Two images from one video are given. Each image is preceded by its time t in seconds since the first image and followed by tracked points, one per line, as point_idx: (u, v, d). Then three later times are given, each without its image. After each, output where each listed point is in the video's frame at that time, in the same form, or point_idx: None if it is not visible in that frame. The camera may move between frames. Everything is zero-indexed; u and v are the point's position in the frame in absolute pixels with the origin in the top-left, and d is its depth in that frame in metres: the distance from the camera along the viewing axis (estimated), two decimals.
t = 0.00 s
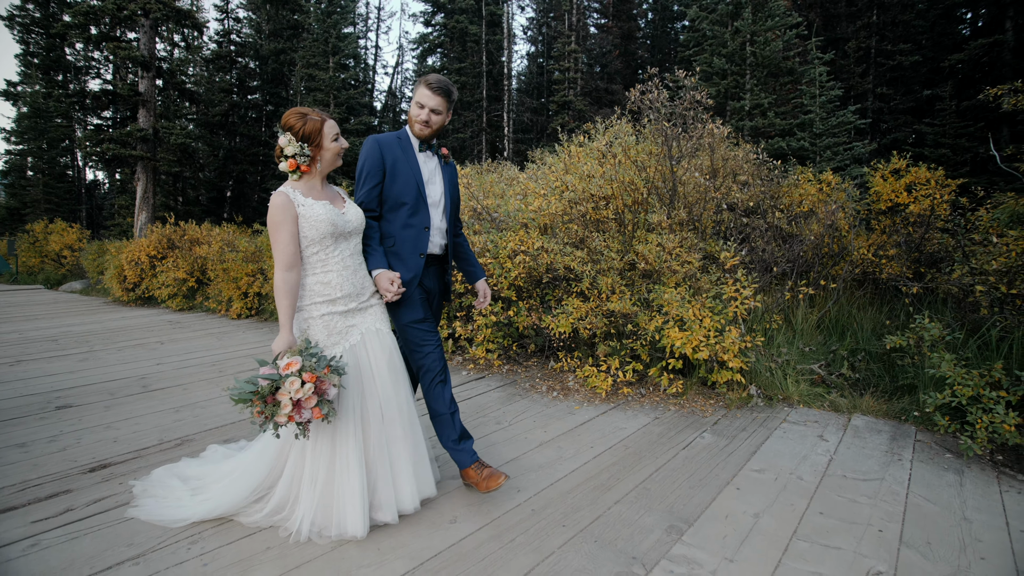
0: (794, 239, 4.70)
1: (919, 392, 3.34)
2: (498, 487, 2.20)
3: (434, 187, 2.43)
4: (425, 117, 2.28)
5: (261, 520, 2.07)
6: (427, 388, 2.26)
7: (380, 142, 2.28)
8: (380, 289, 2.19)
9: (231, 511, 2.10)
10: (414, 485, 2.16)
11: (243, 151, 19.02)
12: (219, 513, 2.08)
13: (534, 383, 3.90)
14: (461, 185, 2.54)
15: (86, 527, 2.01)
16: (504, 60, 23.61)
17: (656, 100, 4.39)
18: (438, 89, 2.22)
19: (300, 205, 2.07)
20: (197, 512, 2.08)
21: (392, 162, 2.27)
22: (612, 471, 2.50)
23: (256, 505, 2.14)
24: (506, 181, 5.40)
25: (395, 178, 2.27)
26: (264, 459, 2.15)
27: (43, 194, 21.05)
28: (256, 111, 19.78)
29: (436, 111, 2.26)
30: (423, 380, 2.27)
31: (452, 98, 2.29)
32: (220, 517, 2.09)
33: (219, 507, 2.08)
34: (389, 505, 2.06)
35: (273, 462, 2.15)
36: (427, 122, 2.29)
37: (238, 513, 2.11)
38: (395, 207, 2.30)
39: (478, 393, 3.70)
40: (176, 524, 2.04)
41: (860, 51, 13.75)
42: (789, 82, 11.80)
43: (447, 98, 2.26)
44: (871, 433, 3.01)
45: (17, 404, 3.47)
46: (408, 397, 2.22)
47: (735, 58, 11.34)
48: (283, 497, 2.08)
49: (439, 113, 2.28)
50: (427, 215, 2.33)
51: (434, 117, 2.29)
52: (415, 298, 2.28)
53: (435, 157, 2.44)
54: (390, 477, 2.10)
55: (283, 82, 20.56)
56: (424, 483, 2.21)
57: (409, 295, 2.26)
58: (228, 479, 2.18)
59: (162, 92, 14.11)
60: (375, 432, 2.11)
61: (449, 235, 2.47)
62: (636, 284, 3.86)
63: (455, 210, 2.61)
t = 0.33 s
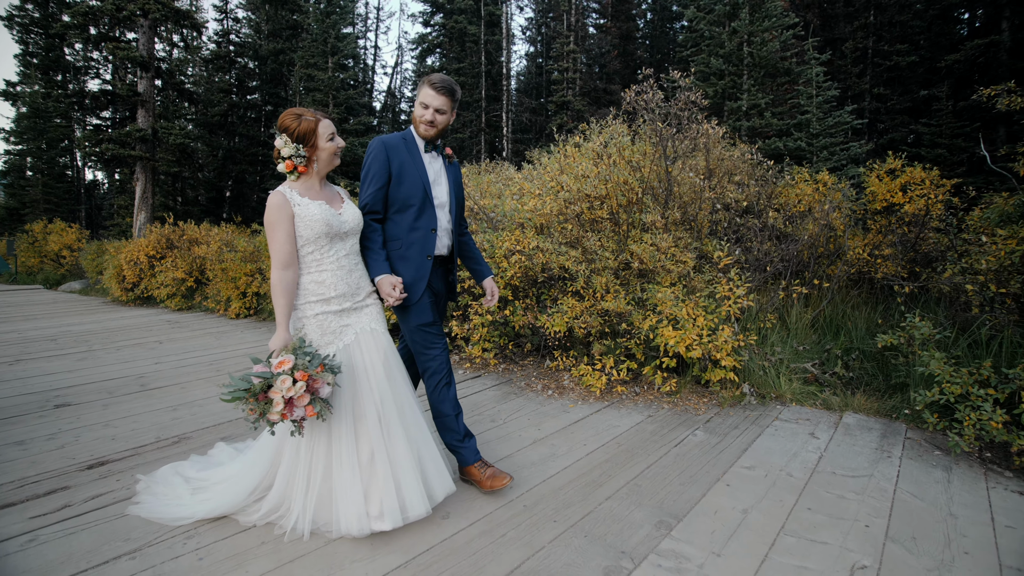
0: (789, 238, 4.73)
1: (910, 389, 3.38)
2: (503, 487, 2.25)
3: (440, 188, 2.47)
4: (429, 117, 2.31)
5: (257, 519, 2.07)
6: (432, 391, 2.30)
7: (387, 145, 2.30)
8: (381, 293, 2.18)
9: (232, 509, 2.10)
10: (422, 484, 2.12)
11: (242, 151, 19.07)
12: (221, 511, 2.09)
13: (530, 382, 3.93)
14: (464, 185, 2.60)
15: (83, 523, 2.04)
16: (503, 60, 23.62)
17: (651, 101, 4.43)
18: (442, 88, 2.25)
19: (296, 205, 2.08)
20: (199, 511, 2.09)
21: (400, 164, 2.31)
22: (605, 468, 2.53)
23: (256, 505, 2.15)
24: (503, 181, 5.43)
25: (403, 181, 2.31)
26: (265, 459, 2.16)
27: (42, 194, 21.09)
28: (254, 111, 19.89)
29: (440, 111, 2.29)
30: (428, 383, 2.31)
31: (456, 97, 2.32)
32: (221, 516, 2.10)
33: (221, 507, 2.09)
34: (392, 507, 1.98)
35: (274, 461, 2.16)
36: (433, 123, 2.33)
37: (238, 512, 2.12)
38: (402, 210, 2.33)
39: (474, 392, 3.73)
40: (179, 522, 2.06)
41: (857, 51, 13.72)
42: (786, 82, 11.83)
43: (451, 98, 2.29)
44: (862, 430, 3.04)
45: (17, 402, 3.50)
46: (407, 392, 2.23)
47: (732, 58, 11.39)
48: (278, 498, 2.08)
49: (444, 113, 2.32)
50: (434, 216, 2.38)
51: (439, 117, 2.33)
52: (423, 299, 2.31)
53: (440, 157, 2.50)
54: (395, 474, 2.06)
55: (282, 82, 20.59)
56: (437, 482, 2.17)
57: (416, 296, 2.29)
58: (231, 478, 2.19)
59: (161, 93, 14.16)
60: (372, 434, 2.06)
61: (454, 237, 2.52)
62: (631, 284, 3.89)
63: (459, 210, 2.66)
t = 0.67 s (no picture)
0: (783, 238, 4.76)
1: (901, 387, 3.41)
2: (502, 488, 2.29)
3: (449, 187, 2.48)
4: (434, 116, 2.33)
5: (253, 516, 2.09)
6: (438, 392, 2.34)
7: (394, 147, 2.33)
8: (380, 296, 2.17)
9: (229, 505, 2.13)
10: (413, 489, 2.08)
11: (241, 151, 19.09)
12: (218, 508, 2.11)
13: (525, 380, 3.96)
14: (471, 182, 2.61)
15: (81, 518, 2.07)
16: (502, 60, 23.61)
17: (645, 101, 4.46)
18: (445, 85, 2.26)
19: (294, 203, 2.09)
20: (197, 508, 2.11)
21: (408, 165, 2.33)
22: (596, 464, 2.56)
23: (253, 501, 2.17)
24: (499, 181, 5.46)
25: (411, 182, 2.33)
26: (259, 455, 2.17)
27: (42, 194, 21.11)
28: (253, 111, 19.93)
29: (444, 108, 2.32)
30: (434, 384, 2.34)
31: (459, 94, 2.34)
32: (217, 512, 2.12)
33: (217, 503, 2.11)
34: (378, 514, 1.94)
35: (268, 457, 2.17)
36: (438, 121, 2.35)
37: (235, 508, 2.14)
38: (410, 210, 2.34)
39: (470, 390, 3.77)
40: (177, 518, 2.08)
41: (854, 51, 13.76)
42: (783, 82, 11.85)
43: (454, 95, 2.30)
44: (853, 428, 3.07)
45: (16, 400, 3.53)
46: (402, 395, 2.23)
47: (729, 58, 11.41)
48: (272, 496, 2.09)
49: (448, 110, 2.34)
50: (444, 216, 2.39)
51: (444, 115, 2.35)
52: (433, 300, 2.33)
53: (447, 156, 2.50)
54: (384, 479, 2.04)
55: (281, 82, 20.62)
56: (430, 489, 2.14)
57: (425, 296, 2.31)
58: (226, 474, 2.20)
59: (161, 92, 14.17)
60: (359, 436, 2.03)
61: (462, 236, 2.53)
62: (625, 283, 3.93)
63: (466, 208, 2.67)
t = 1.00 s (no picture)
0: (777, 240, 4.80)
1: (892, 386, 3.44)
2: (495, 485, 2.33)
3: (456, 184, 2.51)
4: (438, 115, 2.36)
5: (248, 511, 2.12)
6: (441, 390, 2.36)
7: (400, 146, 2.35)
8: (380, 296, 2.16)
9: (224, 501, 2.16)
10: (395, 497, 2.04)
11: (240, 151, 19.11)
12: (213, 504, 2.14)
13: (521, 379, 4.00)
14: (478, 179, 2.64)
15: (79, 514, 2.10)
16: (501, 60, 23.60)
17: (640, 101, 4.49)
18: (448, 83, 2.28)
19: (293, 203, 2.11)
20: (193, 503, 2.14)
21: (414, 165, 2.36)
22: (588, 461, 2.59)
23: (248, 497, 2.20)
24: (495, 181, 5.49)
25: (418, 180, 2.35)
26: (253, 452, 2.20)
27: (41, 194, 21.10)
28: (253, 110, 20.11)
29: (448, 107, 2.34)
30: (439, 383, 2.36)
31: (462, 91, 2.35)
32: (213, 508, 2.15)
33: (213, 499, 2.14)
34: (357, 522, 1.90)
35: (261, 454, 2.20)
36: (443, 119, 2.37)
37: (231, 504, 2.17)
38: (417, 210, 2.36)
39: (466, 389, 3.80)
40: (175, 514, 2.11)
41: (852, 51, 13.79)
42: (781, 82, 11.88)
43: (458, 92, 2.32)
44: (844, 425, 3.10)
45: (15, 399, 3.56)
46: (393, 399, 2.19)
47: (727, 58, 11.43)
48: (267, 492, 2.12)
49: (452, 108, 2.36)
50: (452, 214, 2.41)
51: (448, 113, 2.37)
52: (443, 299, 2.33)
53: (453, 152, 2.54)
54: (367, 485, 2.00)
55: (280, 82, 20.63)
56: (414, 497, 2.09)
57: (433, 295, 2.32)
58: (222, 471, 2.23)
59: (160, 93, 14.18)
60: (343, 439, 2.00)
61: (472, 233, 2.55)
62: (619, 282, 3.96)
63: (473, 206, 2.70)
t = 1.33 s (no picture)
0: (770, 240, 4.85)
1: (883, 384, 3.47)
2: (488, 481, 2.36)
3: (461, 182, 2.54)
4: (445, 113, 2.39)
5: (243, 508, 2.16)
6: (438, 389, 2.39)
7: (407, 146, 2.38)
8: (382, 294, 2.20)
9: (220, 497, 2.19)
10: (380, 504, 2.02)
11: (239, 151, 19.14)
12: (209, 500, 2.17)
13: (516, 377, 4.03)
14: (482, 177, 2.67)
15: (76, 510, 2.13)
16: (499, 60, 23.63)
17: (634, 102, 4.53)
18: (454, 82, 2.32)
19: (292, 203, 2.12)
20: (188, 499, 2.17)
21: (420, 163, 2.38)
22: (581, 458, 2.62)
23: (243, 493, 2.23)
24: (492, 181, 5.52)
25: (423, 179, 2.38)
26: (248, 450, 2.23)
27: (40, 194, 21.09)
28: (252, 110, 20.33)
29: (453, 105, 2.37)
30: (439, 383, 2.39)
31: (468, 90, 2.39)
32: (208, 504, 2.18)
33: (208, 495, 2.17)
34: (339, 529, 1.89)
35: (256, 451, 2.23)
36: (449, 117, 2.40)
37: (226, 500, 2.20)
38: (422, 208, 2.39)
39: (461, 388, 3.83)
40: (170, 510, 2.14)
41: (849, 52, 13.86)
42: (778, 83, 11.94)
43: (463, 91, 2.36)
44: (835, 423, 3.13)
45: (14, 397, 3.59)
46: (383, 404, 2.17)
47: (723, 59, 11.46)
48: (262, 488, 2.16)
49: (458, 107, 2.40)
50: (458, 212, 2.44)
51: (454, 111, 2.40)
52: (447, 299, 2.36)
53: (457, 151, 2.57)
54: (352, 492, 2.00)
55: (280, 82, 20.67)
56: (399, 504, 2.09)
57: (437, 293, 2.34)
58: (217, 467, 2.25)
59: (159, 93, 14.20)
60: (330, 445, 2.00)
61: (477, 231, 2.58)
62: (613, 281, 3.99)
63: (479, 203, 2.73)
